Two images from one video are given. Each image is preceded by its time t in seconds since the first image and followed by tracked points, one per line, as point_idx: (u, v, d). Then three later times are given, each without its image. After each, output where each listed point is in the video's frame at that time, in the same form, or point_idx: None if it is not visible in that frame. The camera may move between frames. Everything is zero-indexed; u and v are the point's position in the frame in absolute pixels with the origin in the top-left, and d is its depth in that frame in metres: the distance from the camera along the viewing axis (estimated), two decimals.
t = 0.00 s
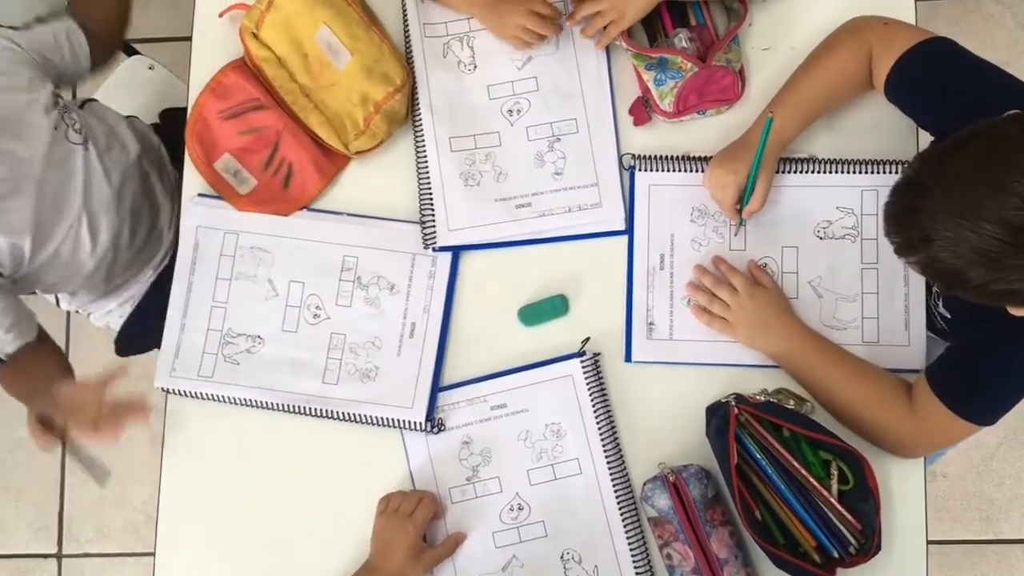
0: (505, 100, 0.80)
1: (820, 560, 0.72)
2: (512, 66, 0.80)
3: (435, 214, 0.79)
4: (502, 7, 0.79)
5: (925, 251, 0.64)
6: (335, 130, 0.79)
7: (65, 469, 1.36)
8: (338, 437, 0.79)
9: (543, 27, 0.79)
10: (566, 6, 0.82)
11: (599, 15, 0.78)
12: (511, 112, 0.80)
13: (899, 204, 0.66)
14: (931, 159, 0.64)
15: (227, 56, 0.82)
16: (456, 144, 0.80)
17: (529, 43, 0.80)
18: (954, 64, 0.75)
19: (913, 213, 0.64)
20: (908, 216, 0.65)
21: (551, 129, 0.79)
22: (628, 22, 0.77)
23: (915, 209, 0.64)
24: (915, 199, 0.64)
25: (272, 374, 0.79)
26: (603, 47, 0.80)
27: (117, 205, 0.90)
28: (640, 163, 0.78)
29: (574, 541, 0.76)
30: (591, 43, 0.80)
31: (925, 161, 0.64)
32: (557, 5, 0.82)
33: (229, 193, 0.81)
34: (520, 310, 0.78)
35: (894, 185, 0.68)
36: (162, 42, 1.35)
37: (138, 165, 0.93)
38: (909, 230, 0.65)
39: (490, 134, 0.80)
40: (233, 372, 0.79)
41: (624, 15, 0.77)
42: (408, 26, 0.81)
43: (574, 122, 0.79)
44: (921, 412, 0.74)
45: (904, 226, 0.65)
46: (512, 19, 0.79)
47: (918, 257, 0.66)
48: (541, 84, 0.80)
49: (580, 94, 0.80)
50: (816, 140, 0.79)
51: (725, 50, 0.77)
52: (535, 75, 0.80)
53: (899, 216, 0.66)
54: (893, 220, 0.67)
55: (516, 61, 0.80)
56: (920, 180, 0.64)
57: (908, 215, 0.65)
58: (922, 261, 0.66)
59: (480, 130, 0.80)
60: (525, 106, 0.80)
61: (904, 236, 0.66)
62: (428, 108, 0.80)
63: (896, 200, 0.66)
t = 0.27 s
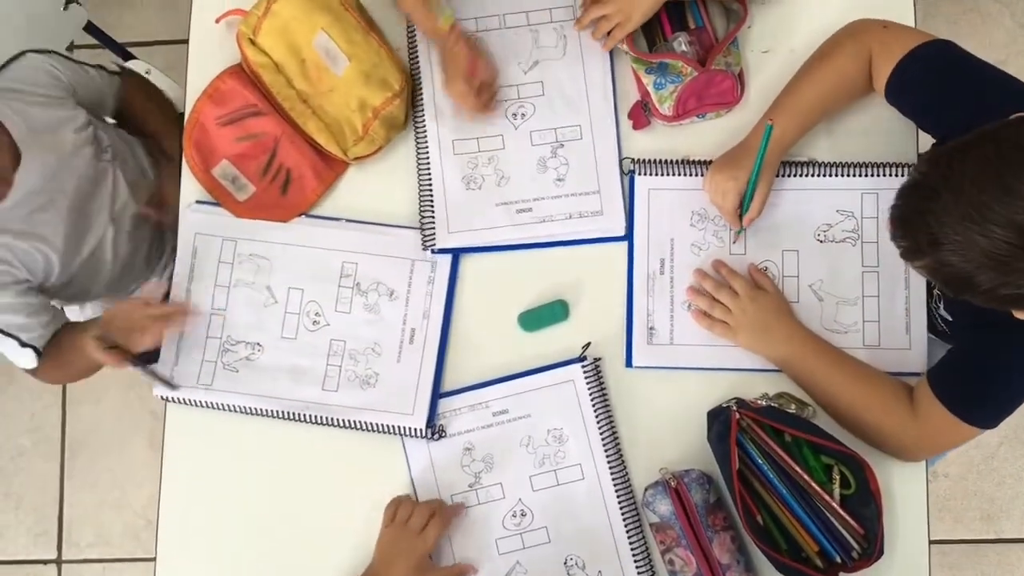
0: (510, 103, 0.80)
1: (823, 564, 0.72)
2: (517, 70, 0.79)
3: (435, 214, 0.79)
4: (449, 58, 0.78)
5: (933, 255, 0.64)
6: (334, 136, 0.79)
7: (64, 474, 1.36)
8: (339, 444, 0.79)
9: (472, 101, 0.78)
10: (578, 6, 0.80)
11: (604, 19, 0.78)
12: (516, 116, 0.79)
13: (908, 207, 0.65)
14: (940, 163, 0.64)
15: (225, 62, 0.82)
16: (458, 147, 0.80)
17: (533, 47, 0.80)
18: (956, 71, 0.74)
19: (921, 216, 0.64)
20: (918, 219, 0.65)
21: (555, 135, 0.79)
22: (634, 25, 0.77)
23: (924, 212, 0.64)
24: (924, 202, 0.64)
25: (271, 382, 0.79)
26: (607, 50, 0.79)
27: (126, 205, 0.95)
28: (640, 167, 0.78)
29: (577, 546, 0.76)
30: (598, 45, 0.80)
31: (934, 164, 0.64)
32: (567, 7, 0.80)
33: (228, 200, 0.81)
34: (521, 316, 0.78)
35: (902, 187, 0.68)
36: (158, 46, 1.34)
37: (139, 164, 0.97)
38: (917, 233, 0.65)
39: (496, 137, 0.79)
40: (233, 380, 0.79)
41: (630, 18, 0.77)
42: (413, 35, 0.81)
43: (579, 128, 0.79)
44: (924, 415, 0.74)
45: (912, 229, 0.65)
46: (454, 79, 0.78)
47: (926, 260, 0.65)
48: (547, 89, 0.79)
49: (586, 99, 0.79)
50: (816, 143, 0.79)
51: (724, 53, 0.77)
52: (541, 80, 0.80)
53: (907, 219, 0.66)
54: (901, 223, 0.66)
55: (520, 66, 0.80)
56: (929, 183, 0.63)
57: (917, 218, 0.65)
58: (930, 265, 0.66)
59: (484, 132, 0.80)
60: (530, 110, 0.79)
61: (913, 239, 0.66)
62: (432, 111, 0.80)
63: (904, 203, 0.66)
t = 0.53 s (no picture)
0: (508, 109, 0.79)
1: (820, 570, 0.72)
2: (517, 76, 0.79)
3: (429, 219, 0.79)
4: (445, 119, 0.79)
5: (930, 262, 0.64)
6: (326, 144, 0.79)
7: (60, 484, 1.35)
8: (335, 454, 0.78)
9: (474, 150, 0.78)
10: (577, 13, 0.79)
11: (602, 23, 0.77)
12: (513, 122, 0.79)
13: (904, 214, 0.65)
14: (936, 170, 0.63)
15: (216, 71, 0.82)
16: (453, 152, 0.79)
17: (531, 52, 0.80)
18: (952, 76, 0.74)
19: (919, 223, 0.64)
20: (913, 226, 0.64)
21: (552, 142, 0.79)
22: (634, 25, 0.76)
23: (922, 219, 0.64)
24: (921, 209, 0.63)
25: (265, 392, 0.78)
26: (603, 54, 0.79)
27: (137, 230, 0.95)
28: (633, 172, 0.78)
29: (574, 554, 0.76)
30: (596, 49, 0.79)
31: (930, 171, 0.64)
32: (568, 14, 0.80)
33: (220, 209, 0.80)
34: (515, 324, 0.78)
35: (898, 193, 0.67)
36: (149, 52, 1.33)
37: (161, 202, 0.97)
38: (914, 240, 0.65)
39: (497, 141, 0.79)
40: (226, 391, 0.78)
41: (629, 18, 0.76)
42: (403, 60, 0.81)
43: (576, 135, 0.79)
44: (919, 419, 0.74)
45: (909, 236, 0.65)
46: (450, 133, 0.78)
47: (923, 267, 0.65)
48: (545, 96, 0.79)
49: (583, 107, 0.79)
50: (809, 148, 0.79)
51: (718, 59, 0.77)
52: (540, 86, 0.79)
53: (904, 226, 0.65)
54: (897, 230, 0.66)
55: (519, 71, 0.80)
56: (926, 190, 0.63)
57: (912, 225, 0.64)
58: (926, 272, 0.66)
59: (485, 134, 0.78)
60: (527, 116, 0.79)
61: (910, 247, 0.65)
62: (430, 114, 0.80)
63: (901, 210, 0.66)
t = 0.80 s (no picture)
0: (499, 115, 0.79)
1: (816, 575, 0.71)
2: (508, 82, 0.79)
3: (422, 229, 0.79)
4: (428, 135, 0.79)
5: (923, 270, 0.64)
6: (317, 153, 0.78)
7: (55, 492, 1.35)
8: (329, 463, 0.78)
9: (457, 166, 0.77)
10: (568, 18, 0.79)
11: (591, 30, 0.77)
12: (503, 129, 0.79)
13: (896, 223, 0.65)
14: (928, 178, 0.63)
15: (206, 79, 0.81)
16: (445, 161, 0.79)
17: (521, 58, 0.79)
18: (944, 80, 0.74)
19: (912, 232, 0.64)
20: (905, 235, 0.64)
21: (544, 149, 0.78)
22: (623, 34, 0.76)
23: (914, 228, 0.63)
24: (914, 218, 0.63)
25: (259, 402, 0.78)
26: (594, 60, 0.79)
27: (118, 240, 0.94)
28: (626, 178, 0.78)
29: (570, 561, 0.76)
30: (588, 55, 0.79)
31: (922, 180, 0.64)
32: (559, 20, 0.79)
33: (211, 218, 0.80)
34: (509, 331, 0.77)
35: (889, 201, 0.67)
36: (139, 57, 1.32)
37: (141, 208, 0.96)
38: (907, 249, 0.65)
39: (486, 148, 0.79)
40: (219, 401, 0.78)
41: (618, 27, 0.76)
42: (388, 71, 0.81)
43: (568, 141, 0.78)
44: (914, 424, 0.74)
45: (902, 245, 0.65)
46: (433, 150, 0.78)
47: (917, 275, 0.65)
48: (537, 102, 0.79)
49: (576, 113, 0.79)
50: (802, 152, 0.79)
51: (709, 64, 0.76)
52: (531, 92, 0.79)
53: (896, 235, 0.65)
54: (890, 239, 0.66)
55: (510, 77, 0.79)
56: (919, 199, 0.63)
57: (903, 233, 0.64)
58: (919, 281, 0.66)
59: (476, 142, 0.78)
60: (519, 123, 0.79)
61: (903, 255, 0.65)
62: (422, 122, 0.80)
63: (893, 219, 0.65)
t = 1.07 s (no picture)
0: (494, 121, 0.79)
1: None
2: (503, 86, 0.79)
3: (418, 237, 0.78)
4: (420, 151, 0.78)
5: (929, 275, 0.64)
6: (312, 160, 0.78)
7: (52, 499, 1.34)
8: (327, 471, 0.78)
9: (451, 178, 0.77)
10: (564, 23, 0.79)
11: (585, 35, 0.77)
12: (499, 134, 0.79)
13: (903, 227, 0.65)
14: (934, 182, 0.63)
15: (200, 86, 0.81)
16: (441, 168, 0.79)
17: (517, 63, 0.79)
18: (940, 82, 0.74)
19: (918, 237, 0.63)
20: (911, 240, 0.64)
21: (540, 153, 0.78)
22: (617, 39, 0.76)
23: (920, 233, 0.63)
24: (920, 223, 0.63)
25: (255, 410, 0.78)
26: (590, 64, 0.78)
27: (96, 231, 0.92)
28: (622, 183, 0.77)
29: (570, 568, 0.75)
30: (583, 59, 0.79)
31: (928, 184, 0.63)
32: (554, 23, 0.79)
33: (206, 226, 0.79)
34: (506, 337, 0.77)
35: (896, 205, 0.67)
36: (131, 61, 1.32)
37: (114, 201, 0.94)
38: (913, 254, 0.64)
39: (479, 159, 0.79)
40: (216, 410, 0.78)
41: (612, 32, 0.76)
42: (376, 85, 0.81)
43: (564, 146, 0.78)
44: (914, 427, 0.73)
45: (908, 249, 0.65)
46: (425, 164, 0.77)
47: (923, 280, 0.65)
48: (532, 107, 0.79)
49: (572, 118, 0.79)
50: (799, 155, 0.79)
51: (705, 67, 0.76)
52: (527, 97, 0.79)
53: (902, 239, 0.65)
54: (896, 243, 0.66)
55: (505, 81, 0.79)
56: (924, 203, 0.63)
57: (909, 238, 0.64)
58: (926, 285, 0.66)
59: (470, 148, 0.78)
60: (515, 128, 0.79)
61: (909, 260, 0.65)
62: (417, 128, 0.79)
63: (899, 223, 0.65)
